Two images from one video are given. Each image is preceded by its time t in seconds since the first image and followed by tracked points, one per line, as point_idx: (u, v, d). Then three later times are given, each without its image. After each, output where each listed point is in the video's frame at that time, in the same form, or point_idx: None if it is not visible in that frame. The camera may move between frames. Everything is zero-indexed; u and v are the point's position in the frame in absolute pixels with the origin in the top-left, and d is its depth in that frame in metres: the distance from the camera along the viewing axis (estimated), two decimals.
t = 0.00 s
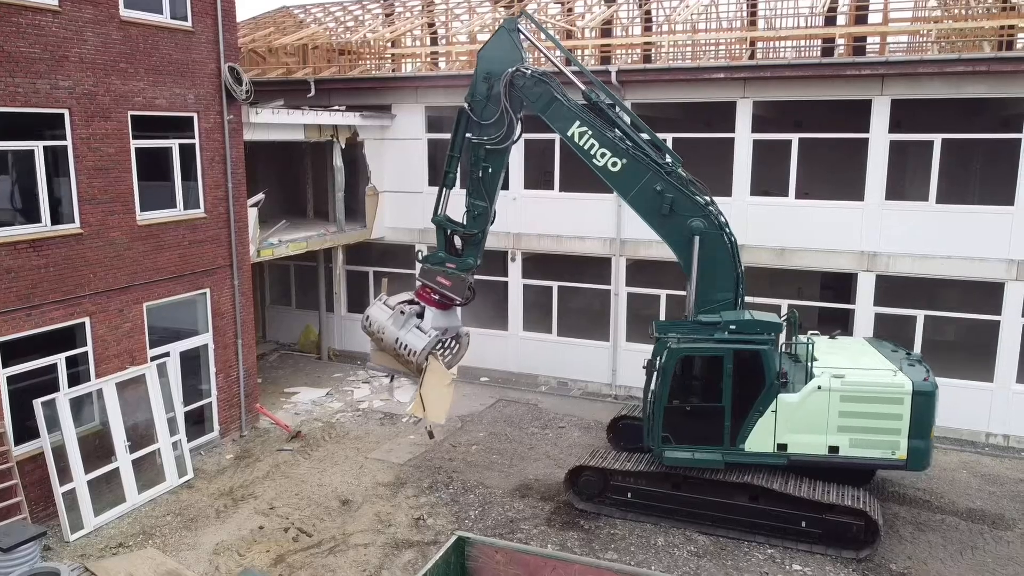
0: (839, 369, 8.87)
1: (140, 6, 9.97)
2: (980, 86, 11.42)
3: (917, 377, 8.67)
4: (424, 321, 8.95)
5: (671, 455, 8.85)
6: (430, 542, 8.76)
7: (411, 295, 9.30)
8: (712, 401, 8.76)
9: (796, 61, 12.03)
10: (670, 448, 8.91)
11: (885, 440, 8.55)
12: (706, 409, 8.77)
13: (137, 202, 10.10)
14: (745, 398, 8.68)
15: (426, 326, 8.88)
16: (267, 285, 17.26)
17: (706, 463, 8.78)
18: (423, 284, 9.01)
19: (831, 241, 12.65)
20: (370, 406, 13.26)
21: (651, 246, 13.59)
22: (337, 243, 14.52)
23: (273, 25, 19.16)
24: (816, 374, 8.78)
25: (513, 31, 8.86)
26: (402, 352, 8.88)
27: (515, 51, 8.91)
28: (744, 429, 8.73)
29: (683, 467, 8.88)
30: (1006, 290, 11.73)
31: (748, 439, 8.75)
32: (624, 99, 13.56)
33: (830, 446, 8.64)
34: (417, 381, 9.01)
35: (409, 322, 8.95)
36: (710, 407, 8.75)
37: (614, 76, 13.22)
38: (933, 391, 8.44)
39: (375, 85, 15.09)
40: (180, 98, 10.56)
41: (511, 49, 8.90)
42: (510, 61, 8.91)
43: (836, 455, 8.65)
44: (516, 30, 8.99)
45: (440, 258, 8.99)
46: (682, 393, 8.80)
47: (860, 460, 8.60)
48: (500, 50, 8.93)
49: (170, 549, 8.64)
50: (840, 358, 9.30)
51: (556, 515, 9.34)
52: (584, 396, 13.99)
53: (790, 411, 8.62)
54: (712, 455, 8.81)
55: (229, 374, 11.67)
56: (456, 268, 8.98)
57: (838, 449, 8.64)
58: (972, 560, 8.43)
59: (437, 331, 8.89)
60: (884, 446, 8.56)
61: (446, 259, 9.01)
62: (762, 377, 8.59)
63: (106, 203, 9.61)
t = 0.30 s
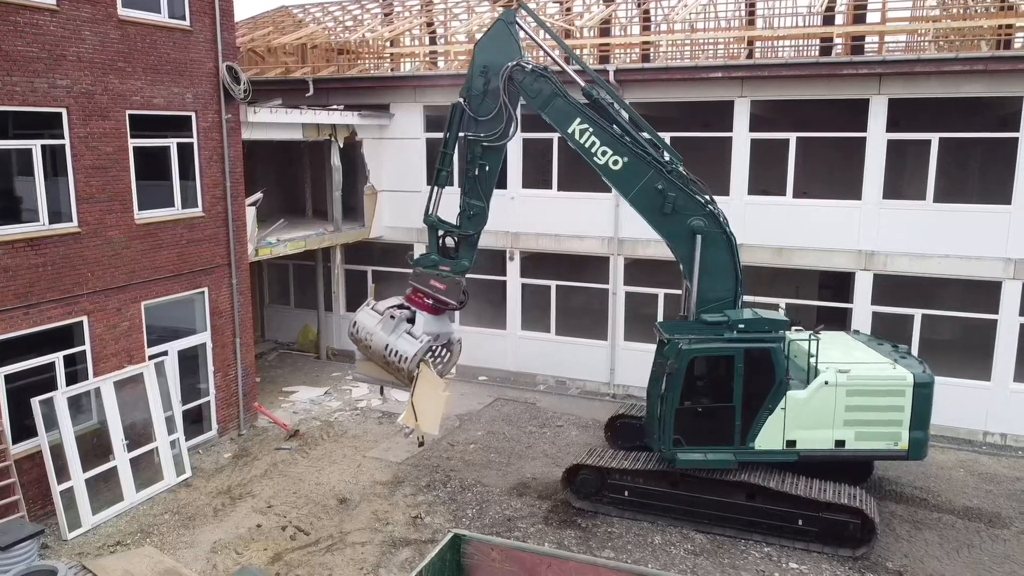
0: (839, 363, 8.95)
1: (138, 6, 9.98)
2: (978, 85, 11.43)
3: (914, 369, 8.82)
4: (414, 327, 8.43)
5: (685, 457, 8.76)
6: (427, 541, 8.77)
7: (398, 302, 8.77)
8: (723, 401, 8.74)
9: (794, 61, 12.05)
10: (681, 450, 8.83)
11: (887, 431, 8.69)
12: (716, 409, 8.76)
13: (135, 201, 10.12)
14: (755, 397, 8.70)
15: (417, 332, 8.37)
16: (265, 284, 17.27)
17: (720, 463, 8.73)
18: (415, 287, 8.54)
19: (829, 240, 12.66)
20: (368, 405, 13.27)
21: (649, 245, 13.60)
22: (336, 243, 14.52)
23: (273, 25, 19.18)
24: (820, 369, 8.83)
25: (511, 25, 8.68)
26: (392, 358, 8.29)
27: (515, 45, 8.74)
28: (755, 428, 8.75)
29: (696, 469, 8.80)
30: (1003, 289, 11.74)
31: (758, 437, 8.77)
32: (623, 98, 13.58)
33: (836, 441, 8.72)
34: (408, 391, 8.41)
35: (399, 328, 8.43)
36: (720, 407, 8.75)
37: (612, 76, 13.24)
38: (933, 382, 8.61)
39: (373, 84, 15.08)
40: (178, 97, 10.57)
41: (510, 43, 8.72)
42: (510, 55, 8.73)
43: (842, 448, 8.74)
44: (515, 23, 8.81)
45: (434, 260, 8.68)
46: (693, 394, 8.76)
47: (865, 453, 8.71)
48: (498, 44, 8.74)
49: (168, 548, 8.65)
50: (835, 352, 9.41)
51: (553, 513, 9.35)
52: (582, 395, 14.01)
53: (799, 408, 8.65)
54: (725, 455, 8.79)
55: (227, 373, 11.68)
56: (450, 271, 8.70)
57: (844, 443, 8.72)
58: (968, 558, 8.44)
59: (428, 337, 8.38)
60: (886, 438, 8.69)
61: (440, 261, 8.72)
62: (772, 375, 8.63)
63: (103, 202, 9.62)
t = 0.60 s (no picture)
0: (837, 358, 9.09)
1: (135, 5, 9.98)
2: (975, 84, 11.44)
3: (907, 361, 9.08)
4: (411, 335, 8.27)
5: (701, 460, 8.64)
6: (424, 540, 8.78)
7: (392, 308, 8.59)
8: (735, 401, 8.68)
9: (792, 61, 12.07)
10: (695, 452, 8.72)
11: (887, 423, 8.90)
12: (729, 410, 8.70)
13: (133, 200, 10.12)
14: (765, 395, 8.69)
15: (415, 339, 8.22)
16: (264, 283, 17.28)
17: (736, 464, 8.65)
18: (412, 292, 8.38)
19: (826, 239, 12.67)
20: (366, 404, 13.28)
21: (647, 244, 13.61)
22: (334, 242, 14.53)
23: (272, 25, 19.18)
24: (822, 365, 8.93)
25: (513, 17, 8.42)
26: (389, 368, 8.13)
27: (519, 39, 8.48)
28: (765, 426, 8.75)
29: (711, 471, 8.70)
30: (1001, 288, 11.75)
31: (768, 435, 8.78)
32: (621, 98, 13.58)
33: (841, 434, 8.85)
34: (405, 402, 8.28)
35: (395, 335, 8.24)
36: (732, 407, 8.69)
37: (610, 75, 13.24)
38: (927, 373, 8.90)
39: (372, 83, 15.08)
40: (176, 96, 10.58)
41: (515, 37, 8.46)
42: (514, 49, 8.47)
43: (846, 442, 8.88)
44: (519, 15, 8.54)
45: (432, 264, 8.46)
46: (705, 395, 8.65)
47: (867, 445, 8.89)
48: (503, 37, 8.46)
49: (166, 547, 8.66)
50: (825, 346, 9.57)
51: (550, 512, 9.36)
52: (581, 395, 14.02)
53: (807, 404, 8.72)
54: (738, 454, 8.75)
55: (225, 372, 11.69)
56: (448, 276, 8.46)
57: (848, 436, 8.86)
58: (964, 557, 8.46)
59: (427, 344, 8.23)
60: (885, 429, 8.91)
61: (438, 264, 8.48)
62: (782, 373, 8.66)
63: (101, 201, 9.63)
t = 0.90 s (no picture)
0: (833, 353, 9.28)
1: (133, 4, 9.99)
2: (973, 83, 11.45)
3: (896, 353, 9.36)
4: (416, 342, 7.61)
5: (719, 462, 8.57)
6: (421, 539, 8.79)
7: (394, 315, 7.94)
8: (747, 400, 8.68)
9: (790, 60, 12.08)
10: (710, 454, 8.66)
11: (884, 414, 9.13)
12: (742, 410, 8.68)
13: (131, 200, 10.13)
14: (775, 393, 8.73)
15: (420, 346, 7.59)
16: (262, 283, 17.29)
17: (751, 463, 8.65)
18: (418, 295, 7.75)
19: (824, 239, 12.68)
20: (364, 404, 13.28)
21: (645, 243, 13.64)
22: (333, 241, 14.55)
23: (271, 25, 19.17)
24: (822, 361, 9.07)
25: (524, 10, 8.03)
26: (391, 377, 7.46)
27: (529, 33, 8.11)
28: (775, 424, 8.80)
29: (727, 473, 8.65)
30: (998, 287, 11.76)
31: (777, 433, 8.85)
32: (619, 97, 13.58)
33: (843, 428, 9.02)
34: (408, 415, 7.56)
35: (398, 342, 7.59)
36: (746, 407, 8.67)
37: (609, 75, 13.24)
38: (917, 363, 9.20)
39: (370, 83, 15.09)
40: (174, 96, 10.58)
41: (525, 30, 8.08)
42: (524, 43, 8.08)
43: (847, 435, 9.06)
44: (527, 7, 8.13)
45: (438, 269, 7.85)
46: (720, 396, 8.59)
47: (867, 437, 9.10)
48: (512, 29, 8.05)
49: (163, 546, 8.67)
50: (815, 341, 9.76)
51: (548, 511, 9.36)
52: (579, 394, 14.03)
53: (812, 400, 8.85)
54: (751, 453, 8.76)
55: (224, 371, 11.70)
56: (455, 280, 7.91)
57: (849, 429, 9.04)
58: (961, 556, 8.47)
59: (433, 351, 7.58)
60: (882, 421, 9.14)
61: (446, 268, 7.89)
62: (791, 370, 8.73)
63: (99, 200, 9.64)
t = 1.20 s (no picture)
0: (827, 347, 9.40)
1: (131, 4, 9.99)
2: (970, 83, 11.46)
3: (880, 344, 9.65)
4: (429, 351, 6.92)
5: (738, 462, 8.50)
6: (419, 538, 8.80)
7: (402, 322, 7.18)
8: (761, 399, 8.66)
9: (789, 59, 12.08)
10: (727, 454, 8.60)
11: (876, 405, 9.38)
12: (757, 409, 8.68)
13: (129, 199, 10.14)
14: (784, 391, 8.76)
15: (434, 355, 6.89)
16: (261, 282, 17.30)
17: (767, 461, 8.62)
18: (432, 303, 7.17)
19: (822, 238, 12.69)
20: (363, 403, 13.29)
21: (644, 243, 13.64)
22: (332, 241, 14.57)
23: (270, 24, 19.16)
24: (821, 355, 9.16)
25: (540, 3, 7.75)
26: (402, 388, 6.74)
27: (544, 27, 7.82)
28: (784, 421, 8.81)
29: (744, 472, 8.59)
30: (996, 287, 11.76)
31: (785, 429, 8.86)
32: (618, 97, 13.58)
33: (842, 420, 9.17)
34: (422, 433, 6.94)
35: (410, 351, 6.87)
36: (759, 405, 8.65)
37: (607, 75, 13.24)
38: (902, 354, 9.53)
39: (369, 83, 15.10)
40: (172, 95, 10.59)
41: (539, 24, 7.79)
42: (540, 37, 7.79)
43: (846, 427, 9.22)
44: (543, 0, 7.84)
45: (454, 272, 7.36)
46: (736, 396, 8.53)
47: (862, 428, 9.31)
48: (528, 22, 7.74)
49: (161, 545, 8.67)
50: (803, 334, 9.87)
51: (546, 511, 9.37)
52: (578, 394, 14.04)
53: (817, 395, 8.94)
54: (764, 451, 8.75)
55: (222, 370, 11.71)
56: (470, 286, 7.46)
57: (847, 422, 9.21)
58: (958, 555, 8.48)
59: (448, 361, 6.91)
60: (875, 411, 9.38)
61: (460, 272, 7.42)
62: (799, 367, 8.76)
63: (97, 200, 9.64)
